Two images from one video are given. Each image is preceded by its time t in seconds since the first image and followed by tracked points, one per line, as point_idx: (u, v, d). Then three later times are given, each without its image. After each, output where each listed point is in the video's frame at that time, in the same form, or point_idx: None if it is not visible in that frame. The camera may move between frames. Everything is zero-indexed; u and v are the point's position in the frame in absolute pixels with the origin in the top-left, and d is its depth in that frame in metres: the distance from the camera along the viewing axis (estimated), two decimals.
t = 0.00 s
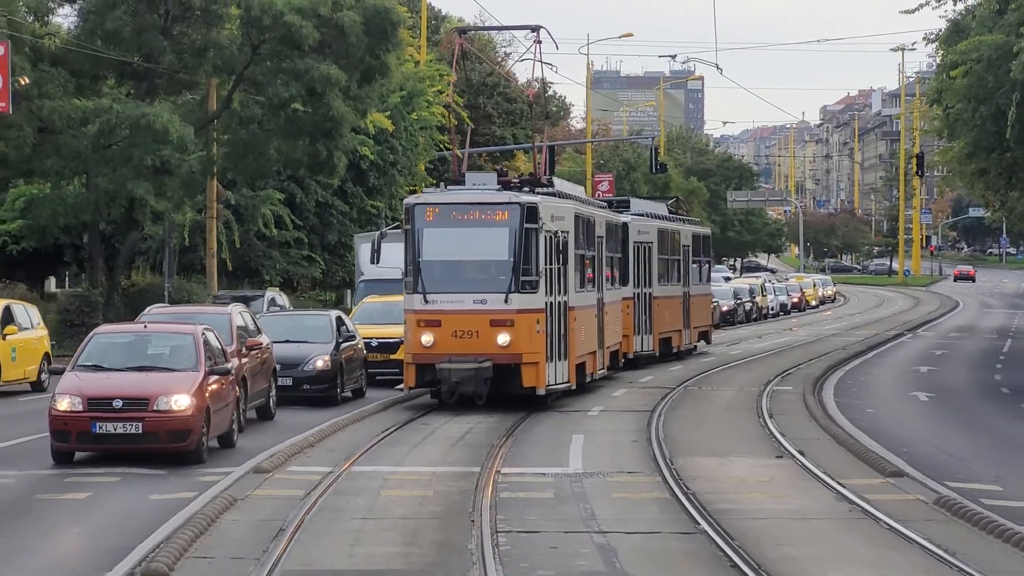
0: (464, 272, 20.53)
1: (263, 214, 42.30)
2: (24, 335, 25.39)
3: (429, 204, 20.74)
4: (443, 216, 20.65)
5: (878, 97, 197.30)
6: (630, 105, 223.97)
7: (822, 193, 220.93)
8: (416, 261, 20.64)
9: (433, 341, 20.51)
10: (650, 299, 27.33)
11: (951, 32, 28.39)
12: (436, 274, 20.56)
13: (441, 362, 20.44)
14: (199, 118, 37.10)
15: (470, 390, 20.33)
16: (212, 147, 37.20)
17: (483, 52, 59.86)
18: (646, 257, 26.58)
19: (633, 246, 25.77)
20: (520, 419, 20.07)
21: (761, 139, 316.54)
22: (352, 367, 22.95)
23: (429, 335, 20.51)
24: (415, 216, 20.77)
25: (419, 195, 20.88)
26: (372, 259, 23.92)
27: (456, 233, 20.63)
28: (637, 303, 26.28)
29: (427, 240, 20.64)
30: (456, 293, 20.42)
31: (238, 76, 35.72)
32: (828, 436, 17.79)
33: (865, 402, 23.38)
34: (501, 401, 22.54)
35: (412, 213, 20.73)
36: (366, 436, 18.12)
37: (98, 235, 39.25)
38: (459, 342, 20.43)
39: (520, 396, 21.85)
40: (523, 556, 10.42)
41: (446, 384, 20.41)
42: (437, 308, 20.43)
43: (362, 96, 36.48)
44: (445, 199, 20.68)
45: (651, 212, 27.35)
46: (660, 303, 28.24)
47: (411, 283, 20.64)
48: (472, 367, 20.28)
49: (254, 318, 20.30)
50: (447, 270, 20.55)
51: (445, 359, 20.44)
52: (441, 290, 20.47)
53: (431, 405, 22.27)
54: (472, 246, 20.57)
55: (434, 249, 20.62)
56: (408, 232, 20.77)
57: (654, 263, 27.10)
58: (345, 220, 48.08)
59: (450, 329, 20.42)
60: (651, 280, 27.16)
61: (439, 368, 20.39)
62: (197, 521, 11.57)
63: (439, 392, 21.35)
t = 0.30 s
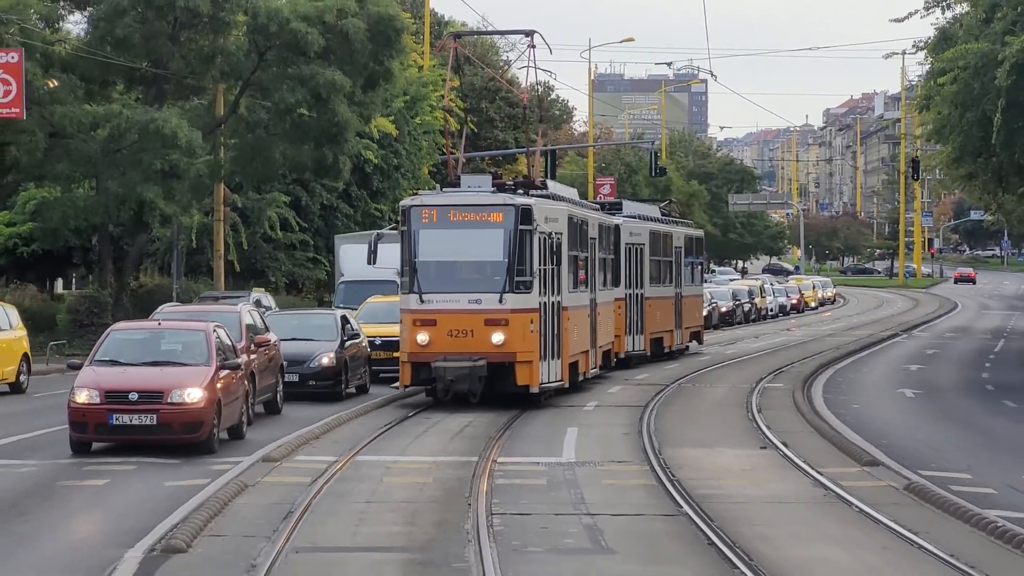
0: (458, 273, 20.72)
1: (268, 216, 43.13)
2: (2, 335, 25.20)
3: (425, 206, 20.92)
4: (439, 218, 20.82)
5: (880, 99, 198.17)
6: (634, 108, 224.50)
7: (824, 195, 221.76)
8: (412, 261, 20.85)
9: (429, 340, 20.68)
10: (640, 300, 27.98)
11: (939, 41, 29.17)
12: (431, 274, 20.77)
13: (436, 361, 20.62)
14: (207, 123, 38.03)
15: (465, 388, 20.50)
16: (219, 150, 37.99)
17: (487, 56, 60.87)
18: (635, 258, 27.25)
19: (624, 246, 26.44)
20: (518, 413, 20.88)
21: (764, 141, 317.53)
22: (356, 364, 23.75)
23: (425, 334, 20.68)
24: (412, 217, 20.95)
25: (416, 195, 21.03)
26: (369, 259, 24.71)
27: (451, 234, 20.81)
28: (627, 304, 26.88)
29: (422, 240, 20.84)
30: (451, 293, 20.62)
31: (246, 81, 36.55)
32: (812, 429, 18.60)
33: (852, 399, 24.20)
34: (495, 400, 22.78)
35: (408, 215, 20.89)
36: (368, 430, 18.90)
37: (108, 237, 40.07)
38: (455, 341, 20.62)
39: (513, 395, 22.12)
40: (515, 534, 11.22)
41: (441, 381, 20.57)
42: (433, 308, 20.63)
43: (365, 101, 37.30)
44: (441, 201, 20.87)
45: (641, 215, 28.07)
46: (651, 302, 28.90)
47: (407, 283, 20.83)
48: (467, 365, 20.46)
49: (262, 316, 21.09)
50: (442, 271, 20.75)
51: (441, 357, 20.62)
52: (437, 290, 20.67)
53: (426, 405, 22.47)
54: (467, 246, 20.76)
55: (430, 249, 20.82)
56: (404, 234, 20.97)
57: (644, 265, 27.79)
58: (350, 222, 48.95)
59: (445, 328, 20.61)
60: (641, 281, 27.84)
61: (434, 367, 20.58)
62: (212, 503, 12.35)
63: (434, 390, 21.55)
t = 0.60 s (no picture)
0: (455, 274, 21.23)
1: (274, 220, 43.92)
2: None
3: (422, 209, 21.50)
4: (435, 220, 21.38)
5: (882, 103, 198.95)
6: (636, 111, 225.08)
7: (827, 198, 222.52)
8: (410, 263, 21.35)
9: (426, 340, 21.15)
10: (633, 302, 28.73)
11: (926, 48, 29.94)
12: (429, 275, 21.26)
13: (433, 361, 21.13)
14: (215, 128, 38.77)
15: (462, 387, 21.05)
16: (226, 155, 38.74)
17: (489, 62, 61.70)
18: (629, 260, 27.99)
19: (617, 249, 27.18)
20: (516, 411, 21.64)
21: (767, 144, 318.34)
22: (360, 364, 24.51)
23: (422, 335, 21.15)
24: (409, 220, 21.51)
25: (413, 200, 21.68)
26: (369, 261, 25.46)
27: (447, 236, 21.35)
28: (620, 305, 27.61)
29: (419, 242, 21.36)
30: (448, 294, 21.12)
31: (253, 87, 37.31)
32: (798, 425, 19.36)
33: (841, 397, 24.97)
34: (490, 399, 23.44)
35: (405, 217, 21.49)
36: (372, 425, 19.65)
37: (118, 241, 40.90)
38: (452, 342, 21.12)
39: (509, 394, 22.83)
40: (511, 518, 12.01)
41: (439, 381, 21.10)
42: (430, 309, 21.12)
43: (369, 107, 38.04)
44: (437, 205, 21.42)
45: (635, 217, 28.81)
46: (644, 304, 29.63)
47: (405, 284, 21.32)
48: (464, 365, 21.01)
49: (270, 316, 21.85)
50: (439, 273, 21.25)
51: (438, 358, 21.13)
52: (434, 291, 21.17)
53: (422, 404, 23.00)
54: (463, 248, 21.29)
55: (427, 251, 21.33)
56: (401, 236, 21.49)
57: (637, 268, 28.53)
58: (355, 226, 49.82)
59: (442, 329, 21.10)
60: (634, 283, 28.58)
61: (431, 367, 21.09)
62: (227, 491, 13.14)
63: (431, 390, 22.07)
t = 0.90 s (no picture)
0: (453, 279, 21.89)
1: (280, 227, 44.83)
2: None
3: (420, 216, 22.04)
4: (433, 226, 21.98)
5: (883, 111, 199.72)
6: (638, 118, 225.87)
7: (829, 205, 223.29)
8: (408, 269, 21.95)
9: (425, 344, 21.83)
10: (628, 306, 29.53)
11: (915, 59, 30.78)
12: (427, 280, 21.89)
13: (432, 364, 21.82)
14: (221, 136, 39.43)
15: (460, 390, 21.78)
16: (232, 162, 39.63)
17: (490, 70, 62.55)
18: (624, 265, 28.79)
19: (611, 255, 27.98)
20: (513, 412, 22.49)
21: (769, 151, 319.20)
22: (365, 365, 25.34)
23: (421, 338, 21.83)
24: (407, 226, 22.08)
25: (411, 206, 22.24)
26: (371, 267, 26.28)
27: (445, 242, 21.95)
28: (615, 310, 28.41)
29: (418, 248, 21.95)
30: (446, 299, 21.76)
31: (258, 95, 38.10)
32: (788, 423, 20.16)
33: (831, 398, 25.81)
34: (489, 399, 24.24)
35: (404, 224, 22.06)
36: (375, 425, 20.42)
37: (127, 249, 41.79)
38: (450, 345, 21.76)
39: (506, 395, 23.62)
40: (509, 505, 12.84)
41: (437, 383, 21.86)
42: (428, 313, 21.77)
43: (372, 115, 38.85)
44: (435, 211, 22.01)
45: (630, 224, 29.61)
46: (638, 309, 30.44)
47: (404, 289, 21.95)
48: (462, 368, 21.70)
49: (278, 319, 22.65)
50: (437, 278, 21.89)
51: (437, 360, 21.81)
52: (432, 295, 21.82)
53: (422, 405, 23.74)
54: (461, 254, 21.91)
55: (425, 257, 21.94)
56: (400, 241, 22.09)
57: (632, 273, 29.33)
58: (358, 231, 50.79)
59: (441, 333, 21.76)
60: (629, 288, 29.37)
61: (430, 370, 21.79)
62: (239, 482, 13.94)
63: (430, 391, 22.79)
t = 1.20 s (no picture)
0: (451, 282, 22.67)
1: (286, 232, 45.68)
2: None
3: (419, 220, 22.83)
4: (431, 231, 22.77)
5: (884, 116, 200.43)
6: (641, 122, 226.80)
7: (831, 209, 223.94)
8: (408, 271, 22.76)
9: (424, 344, 22.63)
10: (622, 309, 30.33)
11: (905, 69, 31.58)
12: (425, 283, 22.70)
13: (430, 364, 22.61)
14: (228, 143, 40.35)
15: (457, 389, 22.59)
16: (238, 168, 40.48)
17: (491, 77, 63.40)
18: (618, 269, 29.58)
19: (606, 259, 28.77)
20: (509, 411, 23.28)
21: (772, 156, 319.97)
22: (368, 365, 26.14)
23: (419, 340, 22.63)
24: (407, 230, 22.84)
25: (410, 212, 23.02)
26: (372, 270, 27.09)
27: (442, 245, 22.73)
28: (609, 312, 29.21)
29: (417, 252, 22.76)
30: (443, 302, 22.55)
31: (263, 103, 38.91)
32: (775, 421, 20.93)
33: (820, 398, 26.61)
34: (486, 399, 25.04)
35: (403, 228, 22.83)
36: (377, 423, 21.20)
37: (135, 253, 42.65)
38: (447, 346, 22.56)
39: (503, 395, 24.42)
40: (504, 494, 13.63)
41: (435, 383, 22.65)
42: (427, 315, 22.57)
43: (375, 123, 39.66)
44: (434, 216, 22.80)
45: (625, 229, 30.40)
46: (632, 313, 31.24)
47: (403, 292, 22.75)
48: (459, 368, 22.51)
49: (284, 321, 23.45)
50: (436, 281, 22.68)
51: (434, 361, 22.61)
52: (431, 298, 22.61)
53: (421, 404, 24.53)
54: (459, 257, 22.69)
55: (424, 260, 22.75)
56: (399, 245, 22.88)
57: (626, 277, 30.12)
58: (362, 236, 51.64)
59: (439, 334, 22.55)
60: (622, 292, 30.17)
61: (428, 370, 22.59)
62: (249, 474, 14.74)
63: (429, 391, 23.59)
